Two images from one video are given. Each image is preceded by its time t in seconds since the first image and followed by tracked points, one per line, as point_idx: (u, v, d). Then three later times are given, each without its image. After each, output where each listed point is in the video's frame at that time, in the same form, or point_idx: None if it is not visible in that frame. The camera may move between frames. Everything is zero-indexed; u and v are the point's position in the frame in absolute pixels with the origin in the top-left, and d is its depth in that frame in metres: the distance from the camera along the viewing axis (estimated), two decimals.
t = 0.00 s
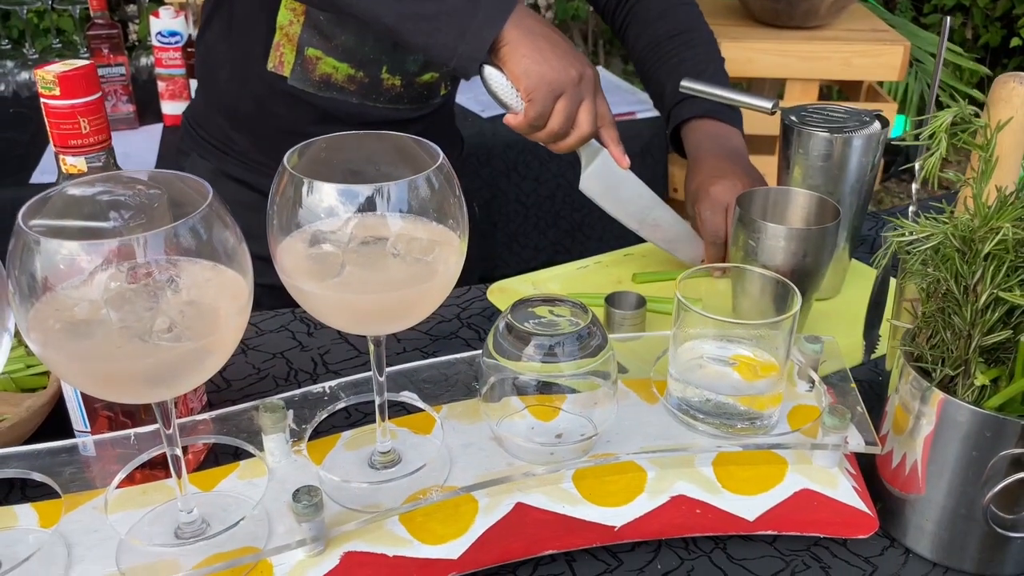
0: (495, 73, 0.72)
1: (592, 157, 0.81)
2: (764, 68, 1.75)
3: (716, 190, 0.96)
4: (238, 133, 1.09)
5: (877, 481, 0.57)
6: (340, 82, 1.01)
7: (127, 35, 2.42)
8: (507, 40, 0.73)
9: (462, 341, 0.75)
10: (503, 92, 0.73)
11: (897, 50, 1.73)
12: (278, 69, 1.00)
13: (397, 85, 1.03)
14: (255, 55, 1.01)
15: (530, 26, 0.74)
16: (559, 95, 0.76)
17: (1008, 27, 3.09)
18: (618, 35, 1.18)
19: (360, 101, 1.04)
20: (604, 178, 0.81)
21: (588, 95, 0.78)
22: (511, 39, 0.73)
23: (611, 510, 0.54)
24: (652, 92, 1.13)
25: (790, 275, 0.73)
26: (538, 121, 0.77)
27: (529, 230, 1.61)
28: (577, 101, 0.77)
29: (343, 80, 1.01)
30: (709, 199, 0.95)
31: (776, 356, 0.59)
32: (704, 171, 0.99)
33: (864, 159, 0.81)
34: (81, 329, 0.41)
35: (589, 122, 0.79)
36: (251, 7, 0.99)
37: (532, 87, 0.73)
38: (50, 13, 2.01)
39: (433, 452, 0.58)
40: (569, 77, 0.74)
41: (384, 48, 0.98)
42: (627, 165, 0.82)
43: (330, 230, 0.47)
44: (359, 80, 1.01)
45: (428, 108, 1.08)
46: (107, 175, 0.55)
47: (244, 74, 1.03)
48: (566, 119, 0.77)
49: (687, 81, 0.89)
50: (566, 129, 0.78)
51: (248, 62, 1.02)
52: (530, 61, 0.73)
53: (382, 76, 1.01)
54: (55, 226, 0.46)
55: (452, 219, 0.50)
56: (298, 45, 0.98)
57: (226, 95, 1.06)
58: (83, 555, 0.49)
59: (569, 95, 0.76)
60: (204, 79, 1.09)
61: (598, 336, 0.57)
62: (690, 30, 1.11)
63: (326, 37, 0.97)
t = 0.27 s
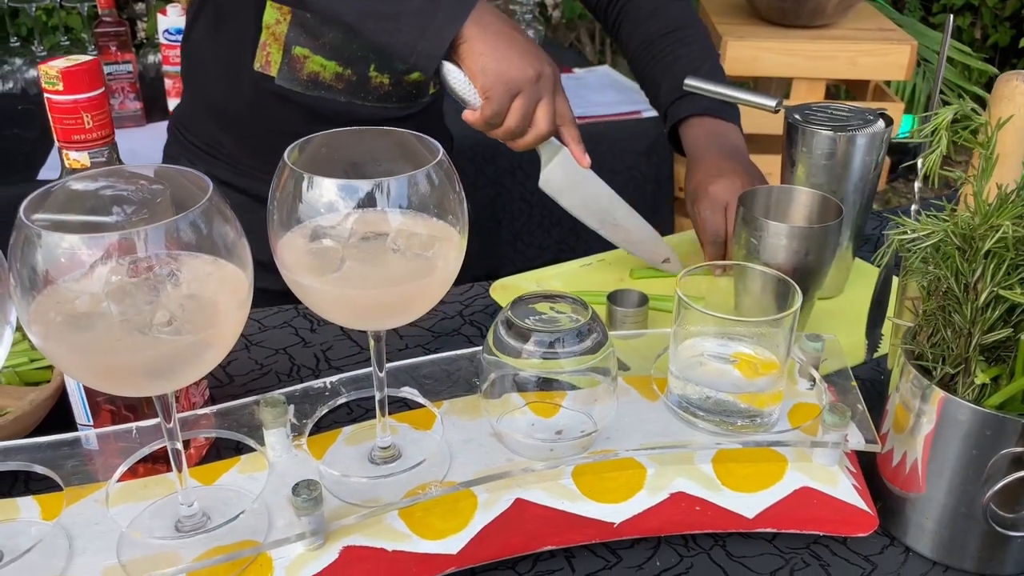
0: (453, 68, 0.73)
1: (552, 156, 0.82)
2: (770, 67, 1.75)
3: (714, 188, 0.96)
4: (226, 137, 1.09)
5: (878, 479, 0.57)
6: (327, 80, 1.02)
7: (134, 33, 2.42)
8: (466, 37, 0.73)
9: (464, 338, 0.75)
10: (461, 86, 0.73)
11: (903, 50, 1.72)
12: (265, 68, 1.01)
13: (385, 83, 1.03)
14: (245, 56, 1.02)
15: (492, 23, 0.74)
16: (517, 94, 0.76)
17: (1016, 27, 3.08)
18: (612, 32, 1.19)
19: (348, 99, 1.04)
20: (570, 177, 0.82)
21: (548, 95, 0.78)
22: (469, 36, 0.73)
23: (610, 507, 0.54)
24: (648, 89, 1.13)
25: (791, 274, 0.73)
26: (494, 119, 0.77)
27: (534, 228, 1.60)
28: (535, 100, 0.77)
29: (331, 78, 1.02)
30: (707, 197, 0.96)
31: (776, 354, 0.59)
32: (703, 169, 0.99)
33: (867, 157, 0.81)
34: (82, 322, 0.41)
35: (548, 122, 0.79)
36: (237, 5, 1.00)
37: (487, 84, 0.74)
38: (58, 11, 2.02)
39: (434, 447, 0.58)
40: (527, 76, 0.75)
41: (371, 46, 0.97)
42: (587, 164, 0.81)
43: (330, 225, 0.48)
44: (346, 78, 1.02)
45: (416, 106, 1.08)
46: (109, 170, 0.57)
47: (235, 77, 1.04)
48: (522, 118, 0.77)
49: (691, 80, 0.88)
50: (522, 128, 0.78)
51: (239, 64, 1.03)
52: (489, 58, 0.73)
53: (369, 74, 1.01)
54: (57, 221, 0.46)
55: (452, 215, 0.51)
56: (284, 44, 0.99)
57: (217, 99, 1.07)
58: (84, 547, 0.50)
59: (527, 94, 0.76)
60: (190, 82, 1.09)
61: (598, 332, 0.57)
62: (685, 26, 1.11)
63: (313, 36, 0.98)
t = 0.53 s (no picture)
0: (361, 47, 0.72)
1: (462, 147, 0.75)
2: (775, 68, 1.75)
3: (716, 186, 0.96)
4: (215, 139, 1.11)
5: (878, 479, 0.57)
6: (307, 78, 1.03)
7: (141, 32, 2.43)
8: (372, 17, 0.72)
9: (467, 337, 0.75)
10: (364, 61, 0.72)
11: (909, 51, 1.71)
12: (245, 66, 1.02)
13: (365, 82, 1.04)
14: (224, 54, 1.04)
15: (402, 6, 0.73)
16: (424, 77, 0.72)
17: None
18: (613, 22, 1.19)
19: (329, 98, 1.06)
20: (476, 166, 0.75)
21: (456, 82, 0.74)
22: (375, 15, 0.72)
23: (611, 505, 0.54)
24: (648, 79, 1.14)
25: (795, 274, 0.73)
26: (399, 102, 0.73)
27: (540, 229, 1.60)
28: (441, 84, 0.73)
29: (311, 76, 1.03)
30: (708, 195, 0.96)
31: (777, 354, 0.59)
32: (703, 165, 0.98)
33: (872, 158, 0.81)
34: (86, 319, 0.42)
35: (457, 110, 0.74)
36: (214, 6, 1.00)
37: (390, 63, 0.71)
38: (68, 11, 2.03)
39: (435, 445, 0.58)
40: (432, 57, 0.71)
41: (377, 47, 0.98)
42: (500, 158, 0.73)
43: (332, 224, 0.48)
44: (327, 76, 1.03)
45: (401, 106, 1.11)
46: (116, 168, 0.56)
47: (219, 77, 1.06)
48: (427, 102, 0.72)
49: (694, 80, 0.88)
50: (429, 113, 0.73)
51: (224, 65, 1.05)
52: (391, 37, 0.71)
53: (350, 73, 1.03)
54: (62, 217, 0.47)
55: (453, 214, 0.51)
56: (264, 41, 0.99)
57: (203, 100, 1.08)
58: (86, 543, 0.50)
59: (432, 77, 0.72)
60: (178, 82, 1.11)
61: (599, 331, 0.57)
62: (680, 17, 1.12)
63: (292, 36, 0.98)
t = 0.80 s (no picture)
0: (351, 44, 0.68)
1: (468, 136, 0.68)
2: (781, 70, 1.74)
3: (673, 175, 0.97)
4: (218, 138, 1.11)
5: (881, 479, 0.57)
6: (307, 84, 0.96)
7: (149, 33, 2.44)
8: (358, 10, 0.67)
9: (471, 336, 0.75)
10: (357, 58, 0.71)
11: (916, 52, 1.71)
12: (245, 72, 1.01)
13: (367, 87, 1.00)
14: (224, 61, 1.04)
15: None
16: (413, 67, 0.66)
17: None
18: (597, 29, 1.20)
19: (329, 102, 1.05)
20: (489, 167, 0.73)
21: (448, 67, 0.66)
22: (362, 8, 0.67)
23: (614, 504, 0.55)
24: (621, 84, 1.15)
25: (799, 275, 0.73)
26: (391, 96, 0.67)
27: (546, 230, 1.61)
28: (431, 73, 0.66)
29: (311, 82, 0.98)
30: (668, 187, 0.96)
31: (781, 353, 0.59)
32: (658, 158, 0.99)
33: (875, 159, 0.81)
34: (94, 315, 0.42)
35: (450, 99, 0.66)
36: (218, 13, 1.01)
37: (376, 57, 0.66)
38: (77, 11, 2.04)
39: (439, 443, 0.58)
40: (414, 44, 0.65)
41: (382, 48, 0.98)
42: (508, 142, 0.66)
43: (337, 222, 0.48)
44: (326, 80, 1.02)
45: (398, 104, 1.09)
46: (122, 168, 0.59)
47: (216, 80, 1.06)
48: (416, 92, 0.66)
49: (700, 82, 0.89)
50: (422, 104, 0.67)
51: (223, 71, 1.05)
52: (376, 27, 0.66)
53: (350, 78, 0.97)
54: (71, 215, 0.47)
55: (458, 213, 0.51)
56: (261, 48, 0.96)
57: (203, 99, 1.08)
58: (94, 537, 0.51)
59: (419, 67, 0.65)
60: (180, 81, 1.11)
61: (602, 330, 0.57)
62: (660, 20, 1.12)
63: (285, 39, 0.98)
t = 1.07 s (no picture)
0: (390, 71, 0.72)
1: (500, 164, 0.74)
2: (786, 70, 1.75)
3: (678, 202, 0.95)
4: (228, 132, 1.12)
5: (882, 476, 0.57)
6: (313, 83, 1.05)
7: (157, 32, 2.45)
8: (395, 40, 0.69)
9: (475, 333, 0.76)
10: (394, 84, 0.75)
11: (921, 53, 1.71)
12: (252, 68, 1.05)
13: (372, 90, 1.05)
14: (236, 55, 1.06)
15: (426, 23, 0.69)
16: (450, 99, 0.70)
17: None
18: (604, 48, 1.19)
19: (336, 102, 1.07)
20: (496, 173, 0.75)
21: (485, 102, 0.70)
22: (399, 37, 0.69)
23: (615, 499, 0.55)
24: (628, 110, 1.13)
25: (802, 273, 0.73)
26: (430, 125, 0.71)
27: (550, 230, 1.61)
28: (468, 107, 0.69)
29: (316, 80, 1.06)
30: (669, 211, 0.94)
31: (782, 351, 0.60)
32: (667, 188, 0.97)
33: (879, 158, 0.81)
34: (101, 308, 0.43)
35: (485, 133, 0.70)
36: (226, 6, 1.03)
37: (415, 90, 0.69)
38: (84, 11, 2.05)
39: (442, 438, 0.59)
40: (453, 81, 0.68)
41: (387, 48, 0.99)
42: (538, 175, 0.74)
43: (341, 218, 0.49)
44: (331, 82, 1.05)
45: (406, 110, 1.08)
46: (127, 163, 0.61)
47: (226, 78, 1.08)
48: (454, 127, 0.70)
49: (702, 81, 0.89)
50: (459, 136, 0.71)
51: (234, 65, 1.07)
52: (415, 61, 0.69)
53: (355, 81, 1.03)
54: (78, 209, 0.47)
55: (461, 209, 0.52)
56: (271, 47, 1.03)
57: (215, 93, 1.10)
58: (101, 528, 0.51)
59: (456, 103, 0.69)
60: (199, 74, 1.13)
61: (605, 327, 0.58)
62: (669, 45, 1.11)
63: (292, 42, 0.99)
